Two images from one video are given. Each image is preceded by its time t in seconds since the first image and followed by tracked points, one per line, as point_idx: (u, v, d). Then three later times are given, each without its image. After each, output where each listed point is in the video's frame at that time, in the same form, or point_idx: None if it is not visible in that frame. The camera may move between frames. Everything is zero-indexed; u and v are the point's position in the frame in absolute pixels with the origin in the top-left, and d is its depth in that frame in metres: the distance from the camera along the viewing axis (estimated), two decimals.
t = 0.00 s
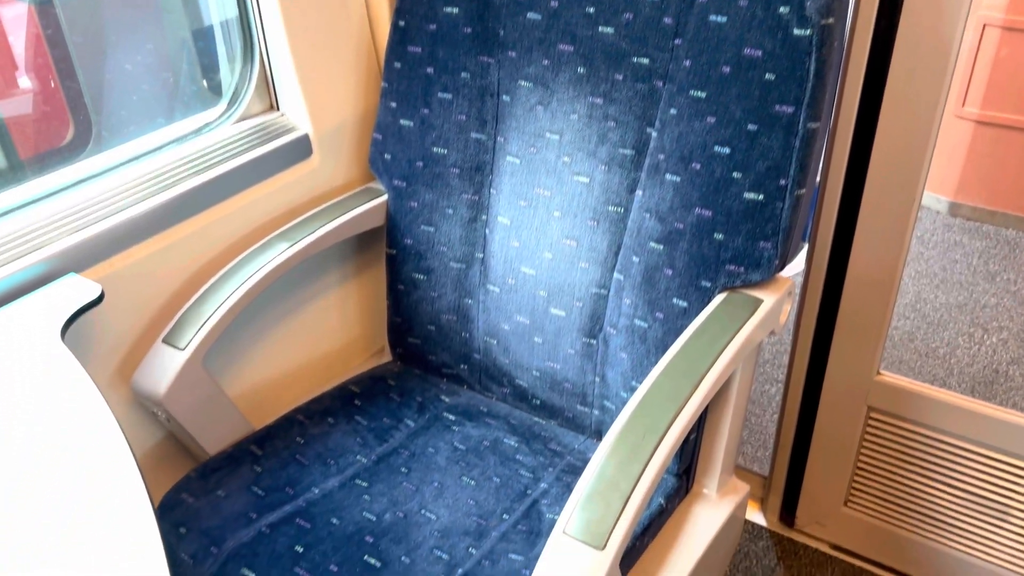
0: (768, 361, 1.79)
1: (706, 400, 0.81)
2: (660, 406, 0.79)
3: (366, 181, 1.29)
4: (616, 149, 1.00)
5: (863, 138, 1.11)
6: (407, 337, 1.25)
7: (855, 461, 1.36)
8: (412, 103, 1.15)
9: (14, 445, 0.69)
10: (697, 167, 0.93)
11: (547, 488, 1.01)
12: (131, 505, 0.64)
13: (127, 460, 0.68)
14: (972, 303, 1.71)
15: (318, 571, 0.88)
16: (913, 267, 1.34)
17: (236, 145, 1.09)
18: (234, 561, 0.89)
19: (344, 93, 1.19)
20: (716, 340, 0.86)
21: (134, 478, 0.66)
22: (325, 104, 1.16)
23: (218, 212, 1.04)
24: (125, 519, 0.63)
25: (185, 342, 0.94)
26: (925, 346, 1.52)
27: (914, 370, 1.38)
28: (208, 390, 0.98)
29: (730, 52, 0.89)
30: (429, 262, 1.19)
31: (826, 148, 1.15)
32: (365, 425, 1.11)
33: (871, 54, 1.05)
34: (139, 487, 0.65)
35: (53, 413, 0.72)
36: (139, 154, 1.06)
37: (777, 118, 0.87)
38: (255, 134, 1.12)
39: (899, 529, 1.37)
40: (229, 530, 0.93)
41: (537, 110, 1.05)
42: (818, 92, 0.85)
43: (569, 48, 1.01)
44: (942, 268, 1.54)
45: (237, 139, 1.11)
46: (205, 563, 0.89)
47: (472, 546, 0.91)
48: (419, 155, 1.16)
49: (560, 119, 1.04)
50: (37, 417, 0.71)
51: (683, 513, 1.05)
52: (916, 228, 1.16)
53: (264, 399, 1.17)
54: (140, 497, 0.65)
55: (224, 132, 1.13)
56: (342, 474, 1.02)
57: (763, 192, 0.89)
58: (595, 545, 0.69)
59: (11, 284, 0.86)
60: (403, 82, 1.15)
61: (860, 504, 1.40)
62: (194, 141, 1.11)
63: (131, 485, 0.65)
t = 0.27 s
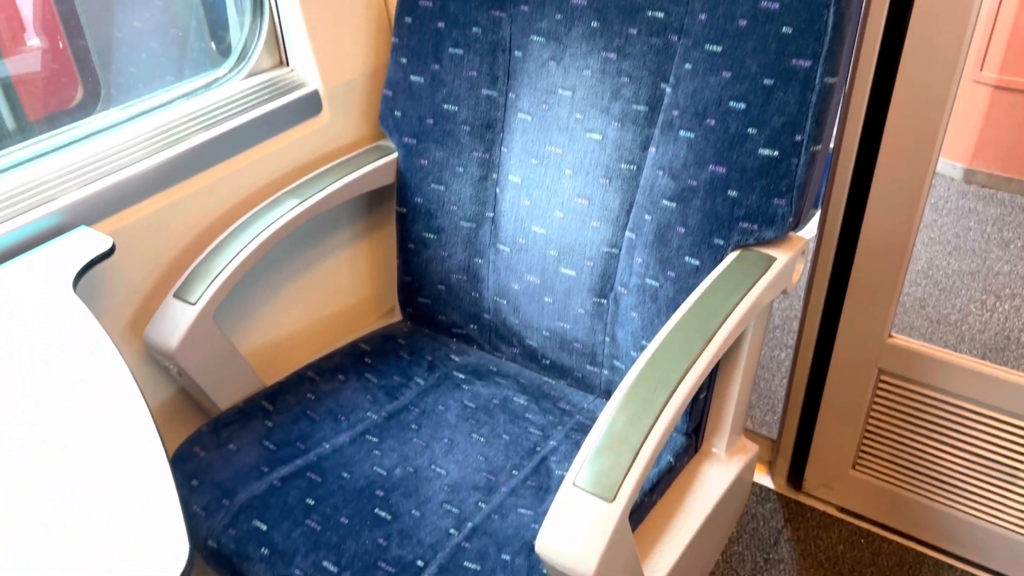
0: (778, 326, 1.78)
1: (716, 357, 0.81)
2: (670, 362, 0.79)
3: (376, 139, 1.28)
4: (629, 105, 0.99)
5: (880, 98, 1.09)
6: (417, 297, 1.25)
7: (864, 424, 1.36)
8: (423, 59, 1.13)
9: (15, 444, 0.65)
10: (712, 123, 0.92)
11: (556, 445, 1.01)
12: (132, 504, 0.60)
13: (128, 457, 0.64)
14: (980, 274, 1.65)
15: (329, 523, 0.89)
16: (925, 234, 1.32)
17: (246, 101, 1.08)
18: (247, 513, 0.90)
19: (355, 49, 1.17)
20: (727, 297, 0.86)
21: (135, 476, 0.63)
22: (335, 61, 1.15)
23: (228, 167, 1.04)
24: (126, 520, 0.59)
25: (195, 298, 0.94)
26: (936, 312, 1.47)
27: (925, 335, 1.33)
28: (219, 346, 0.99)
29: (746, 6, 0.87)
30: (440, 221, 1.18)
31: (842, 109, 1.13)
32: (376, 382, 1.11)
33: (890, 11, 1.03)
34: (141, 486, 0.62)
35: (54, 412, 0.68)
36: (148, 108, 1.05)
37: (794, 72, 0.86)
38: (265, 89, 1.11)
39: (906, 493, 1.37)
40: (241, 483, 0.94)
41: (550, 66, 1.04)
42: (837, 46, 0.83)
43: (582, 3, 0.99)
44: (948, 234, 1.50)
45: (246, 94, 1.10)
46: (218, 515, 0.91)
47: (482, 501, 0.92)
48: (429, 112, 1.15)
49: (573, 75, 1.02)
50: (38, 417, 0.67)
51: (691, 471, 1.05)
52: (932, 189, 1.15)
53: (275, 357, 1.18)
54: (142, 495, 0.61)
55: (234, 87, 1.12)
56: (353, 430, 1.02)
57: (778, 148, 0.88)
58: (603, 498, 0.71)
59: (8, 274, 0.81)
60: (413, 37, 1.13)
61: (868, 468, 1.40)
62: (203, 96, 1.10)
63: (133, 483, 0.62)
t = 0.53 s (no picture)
0: (786, 297, 1.78)
1: (725, 321, 0.81)
2: (680, 325, 0.79)
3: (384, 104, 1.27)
4: (641, 68, 0.97)
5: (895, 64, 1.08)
6: (425, 263, 1.25)
7: (871, 394, 1.36)
8: (432, 21, 1.12)
9: (13, 445, 0.62)
10: (724, 87, 0.91)
11: (564, 410, 1.01)
12: (132, 504, 0.58)
13: (129, 457, 0.61)
14: (991, 247, 1.63)
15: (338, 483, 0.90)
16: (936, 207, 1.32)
17: (254, 63, 1.07)
18: (257, 473, 0.91)
19: (364, 11, 1.16)
20: (738, 260, 0.86)
21: (135, 476, 0.60)
22: (344, 23, 1.14)
23: (237, 129, 1.04)
24: (126, 522, 0.56)
25: (205, 260, 0.94)
26: (947, 285, 1.46)
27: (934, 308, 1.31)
28: (228, 308, 0.99)
29: None
30: (448, 186, 1.18)
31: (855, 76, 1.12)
32: (384, 346, 1.12)
33: None
34: (142, 484, 0.59)
35: (53, 412, 0.65)
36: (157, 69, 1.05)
37: (808, 34, 0.84)
38: (273, 51, 1.10)
39: (913, 464, 1.37)
40: (250, 443, 0.94)
41: (561, 28, 1.03)
42: (853, 7, 0.82)
43: None
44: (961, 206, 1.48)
45: (255, 56, 1.09)
46: (229, 475, 0.92)
47: (489, 463, 0.92)
48: (438, 76, 1.14)
49: (584, 37, 1.01)
50: (38, 417, 0.64)
51: (698, 438, 1.05)
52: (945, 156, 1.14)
53: (283, 322, 1.18)
54: (142, 495, 0.58)
55: (242, 49, 1.11)
56: (361, 393, 1.03)
57: (790, 111, 0.87)
58: (612, 457, 0.71)
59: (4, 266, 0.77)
60: None
61: (875, 438, 1.40)
62: (212, 57, 1.09)
63: (133, 483, 0.59)
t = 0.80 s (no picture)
0: (794, 269, 1.77)
1: (732, 287, 0.80)
2: (687, 290, 0.79)
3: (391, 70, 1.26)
4: (651, 32, 0.96)
5: (908, 31, 1.07)
6: (432, 230, 1.25)
7: (878, 365, 1.36)
8: None
9: (13, 445, 0.60)
10: (735, 51, 0.89)
11: (570, 376, 1.02)
12: (132, 505, 0.55)
13: (129, 457, 0.58)
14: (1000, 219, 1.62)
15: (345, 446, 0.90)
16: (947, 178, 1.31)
17: (262, 26, 1.07)
18: (265, 435, 0.92)
19: None
20: (747, 227, 0.85)
21: (135, 476, 0.57)
22: None
23: (244, 93, 1.03)
24: (127, 522, 0.54)
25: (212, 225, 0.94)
26: (955, 258, 1.45)
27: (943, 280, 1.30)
28: (235, 272, 0.99)
29: None
30: (455, 152, 1.17)
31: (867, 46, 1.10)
32: (391, 313, 1.12)
33: None
34: (143, 484, 0.56)
35: (53, 412, 0.62)
36: (164, 31, 1.04)
37: None
38: (280, 15, 1.09)
39: (918, 435, 1.37)
40: (258, 406, 0.95)
41: None
42: None
43: None
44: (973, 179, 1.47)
45: (262, 20, 1.08)
46: (237, 437, 0.92)
47: (496, 428, 0.93)
48: (446, 40, 1.13)
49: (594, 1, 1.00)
50: (38, 417, 0.61)
51: (704, 406, 1.06)
52: (957, 124, 1.13)
53: (290, 288, 1.18)
54: (142, 496, 0.56)
55: (249, 12, 1.10)
56: (368, 358, 1.04)
57: (802, 76, 0.86)
58: (618, 420, 0.72)
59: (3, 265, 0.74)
60: None
61: (881, 409, 1.40)
62: (218, 20, 1.08)
63: (133, 484, 0.56)
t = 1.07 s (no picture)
0: (798, 241, 1.76)
1: (735, 252, 0.80)
2: (690, 253, 0.79)
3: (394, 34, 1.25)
4: None
5: None
6: (435, 197, 1.24)
7: (881, 335, 1.36)
8: None
9: (12, 446, 0.57)
10: (742, 14, 0.88)
11: (573, 343, 1.02)
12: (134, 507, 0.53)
13: (130, 457, 0.56)
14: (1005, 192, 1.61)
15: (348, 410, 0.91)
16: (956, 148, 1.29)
17: None
18: (268, 398, 0.92)
19: None
20: (751, 192, 0.84)
21: (136, 478, 0.54)
22: None
23: (246, 56, 1.02)
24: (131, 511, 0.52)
25: (212, 188, 0.94)
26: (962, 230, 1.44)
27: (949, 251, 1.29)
28: (238, 236, 0.99)
29: None
30: (459, 117, 1.17)
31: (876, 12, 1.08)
32: (394, 279, 1.12)
33: None
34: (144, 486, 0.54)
35: (53, 413, 0.59)
36: None
37: None
38: None
39: (920, 406, 1.37)
40: (261, 370, 0.95)
41: None
42: None
43: None
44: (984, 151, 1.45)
45: None
46: (240, 400, 0.93)
47: (498, 394, 0.93)
48: (449, 4, 1.12)
49: None
50: (38, 417, 0.59)
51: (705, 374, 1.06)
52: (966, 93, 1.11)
53: (293, 254, 1.18)
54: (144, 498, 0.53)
55: None
56: (371, 323, 1.04)
57: (810, 40, 0.85)
58: (620, 382, 0.72)
59: (2, 266, 0.70)
60: None
61: (883, 380, 1.40)
62: None
63: (134, 486, 0.54)
